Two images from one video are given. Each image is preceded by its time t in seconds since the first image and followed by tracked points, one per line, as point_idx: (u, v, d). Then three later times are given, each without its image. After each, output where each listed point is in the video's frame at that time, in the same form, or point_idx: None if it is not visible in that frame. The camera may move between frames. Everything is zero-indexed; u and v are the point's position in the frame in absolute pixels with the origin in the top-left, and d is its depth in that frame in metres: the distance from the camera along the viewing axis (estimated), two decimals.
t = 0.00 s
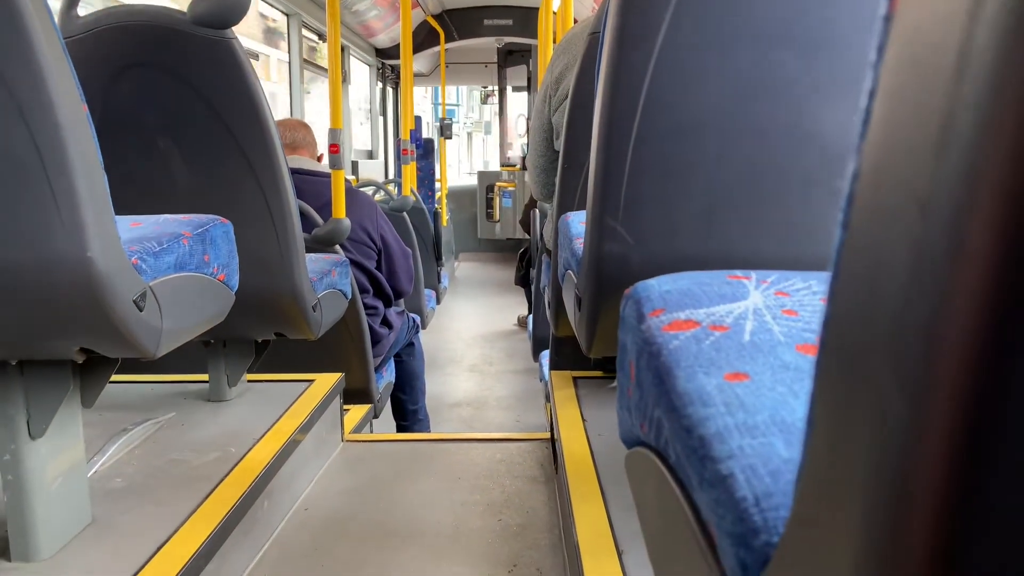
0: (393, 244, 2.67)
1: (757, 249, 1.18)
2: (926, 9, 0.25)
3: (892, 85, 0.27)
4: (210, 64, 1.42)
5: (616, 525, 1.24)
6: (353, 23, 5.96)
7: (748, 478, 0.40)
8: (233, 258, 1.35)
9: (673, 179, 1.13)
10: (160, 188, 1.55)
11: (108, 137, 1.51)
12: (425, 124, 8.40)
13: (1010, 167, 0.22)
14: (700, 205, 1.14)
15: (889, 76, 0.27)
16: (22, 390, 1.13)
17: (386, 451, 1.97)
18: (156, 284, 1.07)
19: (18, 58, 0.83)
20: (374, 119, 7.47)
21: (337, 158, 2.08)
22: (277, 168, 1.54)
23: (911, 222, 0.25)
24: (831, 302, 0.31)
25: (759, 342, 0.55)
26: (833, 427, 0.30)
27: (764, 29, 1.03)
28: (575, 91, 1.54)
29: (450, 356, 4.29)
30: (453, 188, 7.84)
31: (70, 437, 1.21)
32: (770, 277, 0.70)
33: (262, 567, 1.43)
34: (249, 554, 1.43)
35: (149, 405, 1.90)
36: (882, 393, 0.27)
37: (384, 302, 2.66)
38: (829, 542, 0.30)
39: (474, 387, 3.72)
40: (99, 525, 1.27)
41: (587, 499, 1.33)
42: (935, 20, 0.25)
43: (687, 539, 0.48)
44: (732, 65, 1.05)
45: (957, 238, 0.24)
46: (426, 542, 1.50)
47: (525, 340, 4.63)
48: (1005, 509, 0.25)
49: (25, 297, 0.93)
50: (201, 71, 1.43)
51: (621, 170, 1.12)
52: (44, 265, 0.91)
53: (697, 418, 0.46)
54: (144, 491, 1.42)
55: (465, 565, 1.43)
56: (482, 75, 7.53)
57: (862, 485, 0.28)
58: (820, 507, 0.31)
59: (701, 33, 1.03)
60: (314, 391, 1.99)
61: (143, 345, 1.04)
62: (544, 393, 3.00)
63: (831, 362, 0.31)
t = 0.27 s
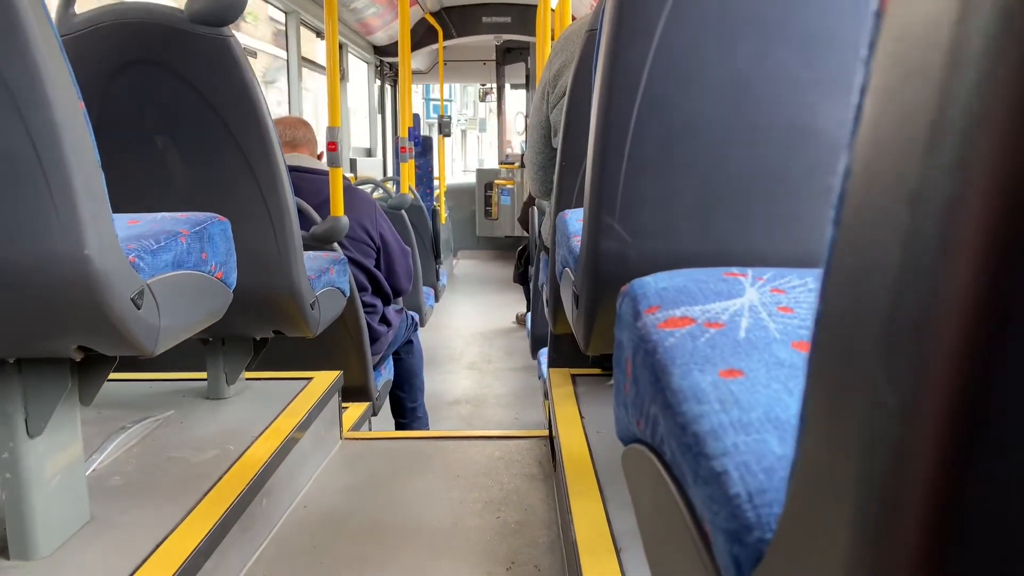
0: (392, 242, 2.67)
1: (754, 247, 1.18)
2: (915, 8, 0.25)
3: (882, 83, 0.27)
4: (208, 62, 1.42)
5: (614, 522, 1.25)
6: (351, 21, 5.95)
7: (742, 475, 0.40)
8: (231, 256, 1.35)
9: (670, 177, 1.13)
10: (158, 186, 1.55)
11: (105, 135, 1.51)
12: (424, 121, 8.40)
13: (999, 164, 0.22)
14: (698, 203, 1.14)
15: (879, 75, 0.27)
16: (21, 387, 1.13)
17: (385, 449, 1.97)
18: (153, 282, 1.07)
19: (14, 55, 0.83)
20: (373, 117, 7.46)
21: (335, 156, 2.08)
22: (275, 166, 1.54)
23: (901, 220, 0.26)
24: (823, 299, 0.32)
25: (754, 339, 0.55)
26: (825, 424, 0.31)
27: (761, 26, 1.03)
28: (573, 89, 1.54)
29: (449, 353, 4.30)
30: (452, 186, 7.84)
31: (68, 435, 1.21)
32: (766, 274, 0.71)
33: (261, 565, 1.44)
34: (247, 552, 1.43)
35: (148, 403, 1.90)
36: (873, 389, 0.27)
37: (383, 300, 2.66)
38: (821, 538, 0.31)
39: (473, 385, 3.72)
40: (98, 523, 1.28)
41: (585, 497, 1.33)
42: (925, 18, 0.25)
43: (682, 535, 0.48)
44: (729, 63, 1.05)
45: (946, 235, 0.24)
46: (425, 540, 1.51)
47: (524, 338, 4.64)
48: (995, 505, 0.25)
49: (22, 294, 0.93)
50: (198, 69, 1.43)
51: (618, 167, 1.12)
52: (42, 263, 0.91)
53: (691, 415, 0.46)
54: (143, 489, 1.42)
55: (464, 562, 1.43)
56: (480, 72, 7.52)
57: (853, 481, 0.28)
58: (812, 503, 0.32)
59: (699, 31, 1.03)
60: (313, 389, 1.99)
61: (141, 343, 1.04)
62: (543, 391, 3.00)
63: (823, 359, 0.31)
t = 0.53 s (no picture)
0: (390, 249, 2.68)
1: (750, 254, 1.19)
2: (899, 39, 0.26)
3: (868, 110, 0.28)
4: (207, 71, 1.43)
5: (613, 529, 1.25)
6: (349, 27, 5.97)
7: (737, 487, 0.41)
8: (231, 264, 1.36)
9: (667, 185, 1.14)
10: (157, 194, 1.56)
11: (105, 145, 1.51)
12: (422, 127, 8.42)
13: (980, 194, 0.23)
14: (694, 211, 1.15)
15: (865, 102, 0.28)
16: (21, 398, 1.13)
17: (384, 456, 1.97)
18: (154, 292, 1.08)
19: (17, 69, 0.84)
20: (371, 123, 7.48)
21: (333, 163, 2.09)
22: (274, 174, 1.55)
23: (887, 242, 0.27)
24: (814, 316, 0.32)
25: (749, 350, 0.56)
26: (818, 439, 0.31)
27: (756, 36, 1.05)
28: (570, 98, 1.55)
29: (448, 359, 4.30)
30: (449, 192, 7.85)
31: (68, 444, 1.22)
32: (761, 284, 0.71)
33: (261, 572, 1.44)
34: (247, 559, 1.44)
35: (147, 411, 1.90)
36: (863, 406, 0.28)
37: (381, 306, 2.67)
38: (813, 549, 0.31)
39: (471, 391, 3.73)
40: (98, 532, 1.28)
41: (584, 503, 1.34)
42: (908, 51, 0.26)
43: (679, 544, 0.49)
44: (725, 73, 1.07)
45: (929, 260, 0.25)
46: (424, 546, 1.51)
47: (522, 343, 4.64)
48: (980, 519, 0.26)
49: (24, 304, 0.94)
50: (197, 78, 1.44)
51: (615, 176, 1.13)
52: (44, 274, 0.92)
53: (688, 427, 0.47)
54: (143, 497, 1.42)
55: (463, 569, 1.44)
56: (477, 78, 7.54)
57: (843, 495, 0.29)
58: (804, 515, 0.32)
59: (694, 42, 1.04)
60: (312, 396, 1.99)
61: (142, 352, 1.05)
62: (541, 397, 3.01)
63: (814, 375, 0.32)
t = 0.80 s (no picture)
0: (388, 254, 2.68)
1: (749, 259, 1.19)
2: (902, 43, 0.26)
3: (870, 114, 0.28)
4: (206, 76, 1.43)
5: (613, 534, 1.25)
6: (347, 33, 5.98)
7: (740, 491, 0.41)
8: (229, 270, 1.36)
9: (666, 190, 1.14)
10: (156, 200, 1.56)
11: (103, 150, 1.51)
12: (420, 133, 8.43)
13: (982, 196, 0.23)
14: (693, 216, 1.15)
15: (868, 106, 0.28)
16: (18, 403, 1.13)
17: (383, 462, 1.97)
18: (152, 297, 1.07)
19: (16, 73, 0.84)
20: (369, 128, 7.48)
21: (332, 169, 2.09)
22: (272, 179, 1.55)
23: (890, 246, 0.26)
24: (817, 320, 0.32)
25: (750, 354, 0.56)
26: (821, 442, 0.31)
27: (754, 41, 1.05)
28: (568, 104, 1.55)
29: (446, 365, 4.30)
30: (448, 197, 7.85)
31: (65, 449, 1.21)
32: (762, 289, 0.71)
33: None
34: (245, 566, 1.43)
35: (145, 417, 1.90)
36: (867, 409, 0.28)
37: (380, 311, 2.67)
38: (817, 553, 0.31)
39: (470, 396, 3.72)
40: (95, 538, 1.27)
41: (583, 509, 1.34)
42: (911, 54, 0.26)
43: (680, 549, 0.49)
44: (724, 78, 1.07)
45: (933, 263, 0.25)
46: (423, 552, 1.51)
47: (521, 348, 4.64)
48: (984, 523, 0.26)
49: (22, 309, 0.94)
50: (196, 83, 1.44)
51: (614, 181, 1.13)
52: (42, 278, 0.91)
53: (690, 431, 0.47)
54: (140, 503, 1.42)
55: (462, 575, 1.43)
56: (475, 84, 7.56)
57: (846, 499, 0.29)
58: (807, 519, 0.32)
59: (693, 47, 1.04)
60: (310, 401, 1.99)
61: (140, 357, 1.04)
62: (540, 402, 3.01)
63: (817, 379, 0.32)
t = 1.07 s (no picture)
0: (388, 255, 2.67)
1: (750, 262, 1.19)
2: (911, 43, 0.26)
3: (880, 114, 0.28)
4: (206, 77, 1.43)
5: (613, 536, 1.25)
6: (347, 34, 5.98)
7: (743, 493, 0.41)
8: (229, 271, 1.35)
9: (667, 191, 1.14)
10: (156, 200, 1.56)
11: (103, 150, 1.51)
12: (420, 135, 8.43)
13: (993, 197, 0.23)
14: (695, 218, 1.15)
15: (877, 106, 0.28)
16: (17, 403, 1.13)
17: (382, 463, 1.96)
18: (152, 297, 1.07)
19: (17, 73, 0.84)
20: (369, 130, 7.48)
21: (332, 170, 2.08)
22: (273, 181, 1.55)
23: (899, 247, 0.26)
24: (823, 321, 0.32)
25: (753, 356, 0.56)
26: (827, 444, 0.31)
27: (757, 43, 1.05)
28: (569, 105, 1.55)
29: (446, 367, 4.29)
30: (447, 199, 7.85)
31: (64, 450, 1.21)
32: (764, 291, 0.71)
33: None
34: (244, 567, 1.43)
35: (144, 418, 1.89)
36: (875, 413, 0.28)
37: (379, 313, 2.66)
38: (822, 556, 0.31)
39: (469, 398, 3.72)
40: (94, 539, 1.27)
41: (583, 511, 1.33)
42: (921, 54, 0.25)
43: (683, 552, 0.48)
44: (726, 81, 1.07)
45: (941, 265, 0.25)
46: (422, 554, 1.50)
47: (520, 351, 4.64)
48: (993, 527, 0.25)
49: (21, 309, 0.93)
50: (196, 83, 1.44)
51: (616, 182, 1.13)
52: (42, 278, 0.91)
53: (692, 433, 0.46)
54: (139, 504, 1.41)
55: None
56: (475, 86, 7.56)
57: (852, 503, 0.29)
58: (812, 523, 0.32)
59: (695, 49, 1.04)
60: (310, 402, 1.99)
61: (139, 358, 1.04)
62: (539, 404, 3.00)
63: (822, 381, 0.32)
